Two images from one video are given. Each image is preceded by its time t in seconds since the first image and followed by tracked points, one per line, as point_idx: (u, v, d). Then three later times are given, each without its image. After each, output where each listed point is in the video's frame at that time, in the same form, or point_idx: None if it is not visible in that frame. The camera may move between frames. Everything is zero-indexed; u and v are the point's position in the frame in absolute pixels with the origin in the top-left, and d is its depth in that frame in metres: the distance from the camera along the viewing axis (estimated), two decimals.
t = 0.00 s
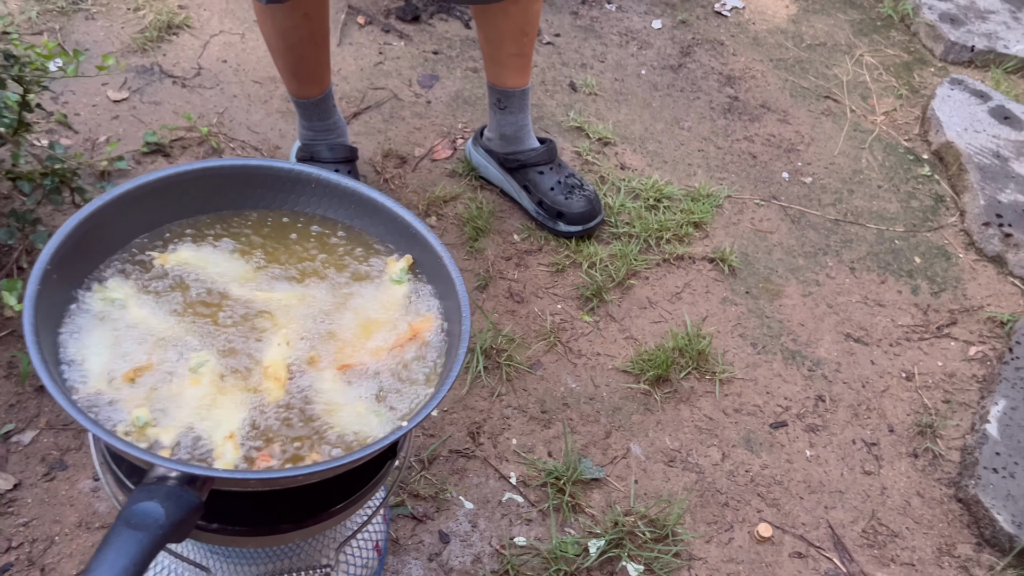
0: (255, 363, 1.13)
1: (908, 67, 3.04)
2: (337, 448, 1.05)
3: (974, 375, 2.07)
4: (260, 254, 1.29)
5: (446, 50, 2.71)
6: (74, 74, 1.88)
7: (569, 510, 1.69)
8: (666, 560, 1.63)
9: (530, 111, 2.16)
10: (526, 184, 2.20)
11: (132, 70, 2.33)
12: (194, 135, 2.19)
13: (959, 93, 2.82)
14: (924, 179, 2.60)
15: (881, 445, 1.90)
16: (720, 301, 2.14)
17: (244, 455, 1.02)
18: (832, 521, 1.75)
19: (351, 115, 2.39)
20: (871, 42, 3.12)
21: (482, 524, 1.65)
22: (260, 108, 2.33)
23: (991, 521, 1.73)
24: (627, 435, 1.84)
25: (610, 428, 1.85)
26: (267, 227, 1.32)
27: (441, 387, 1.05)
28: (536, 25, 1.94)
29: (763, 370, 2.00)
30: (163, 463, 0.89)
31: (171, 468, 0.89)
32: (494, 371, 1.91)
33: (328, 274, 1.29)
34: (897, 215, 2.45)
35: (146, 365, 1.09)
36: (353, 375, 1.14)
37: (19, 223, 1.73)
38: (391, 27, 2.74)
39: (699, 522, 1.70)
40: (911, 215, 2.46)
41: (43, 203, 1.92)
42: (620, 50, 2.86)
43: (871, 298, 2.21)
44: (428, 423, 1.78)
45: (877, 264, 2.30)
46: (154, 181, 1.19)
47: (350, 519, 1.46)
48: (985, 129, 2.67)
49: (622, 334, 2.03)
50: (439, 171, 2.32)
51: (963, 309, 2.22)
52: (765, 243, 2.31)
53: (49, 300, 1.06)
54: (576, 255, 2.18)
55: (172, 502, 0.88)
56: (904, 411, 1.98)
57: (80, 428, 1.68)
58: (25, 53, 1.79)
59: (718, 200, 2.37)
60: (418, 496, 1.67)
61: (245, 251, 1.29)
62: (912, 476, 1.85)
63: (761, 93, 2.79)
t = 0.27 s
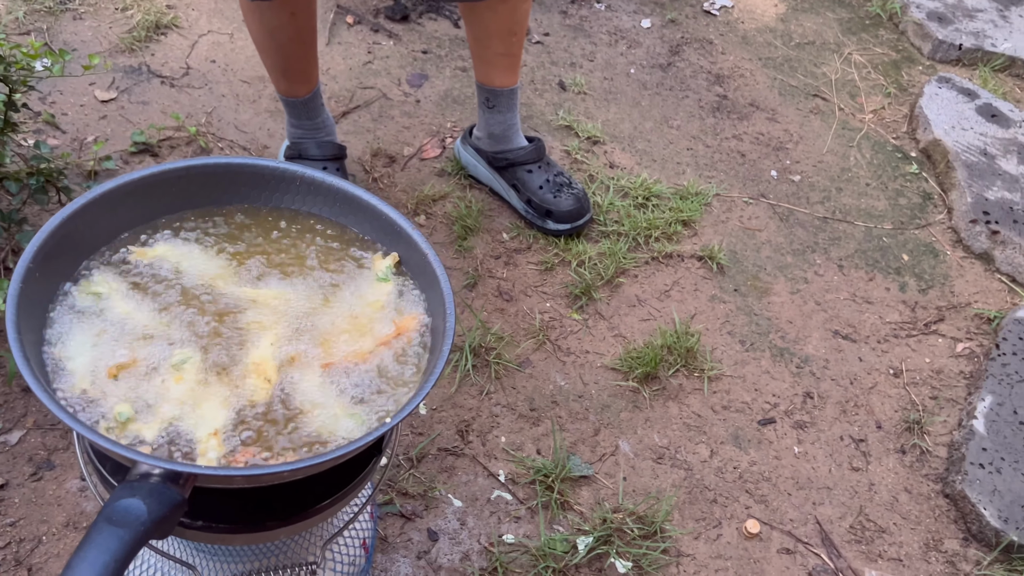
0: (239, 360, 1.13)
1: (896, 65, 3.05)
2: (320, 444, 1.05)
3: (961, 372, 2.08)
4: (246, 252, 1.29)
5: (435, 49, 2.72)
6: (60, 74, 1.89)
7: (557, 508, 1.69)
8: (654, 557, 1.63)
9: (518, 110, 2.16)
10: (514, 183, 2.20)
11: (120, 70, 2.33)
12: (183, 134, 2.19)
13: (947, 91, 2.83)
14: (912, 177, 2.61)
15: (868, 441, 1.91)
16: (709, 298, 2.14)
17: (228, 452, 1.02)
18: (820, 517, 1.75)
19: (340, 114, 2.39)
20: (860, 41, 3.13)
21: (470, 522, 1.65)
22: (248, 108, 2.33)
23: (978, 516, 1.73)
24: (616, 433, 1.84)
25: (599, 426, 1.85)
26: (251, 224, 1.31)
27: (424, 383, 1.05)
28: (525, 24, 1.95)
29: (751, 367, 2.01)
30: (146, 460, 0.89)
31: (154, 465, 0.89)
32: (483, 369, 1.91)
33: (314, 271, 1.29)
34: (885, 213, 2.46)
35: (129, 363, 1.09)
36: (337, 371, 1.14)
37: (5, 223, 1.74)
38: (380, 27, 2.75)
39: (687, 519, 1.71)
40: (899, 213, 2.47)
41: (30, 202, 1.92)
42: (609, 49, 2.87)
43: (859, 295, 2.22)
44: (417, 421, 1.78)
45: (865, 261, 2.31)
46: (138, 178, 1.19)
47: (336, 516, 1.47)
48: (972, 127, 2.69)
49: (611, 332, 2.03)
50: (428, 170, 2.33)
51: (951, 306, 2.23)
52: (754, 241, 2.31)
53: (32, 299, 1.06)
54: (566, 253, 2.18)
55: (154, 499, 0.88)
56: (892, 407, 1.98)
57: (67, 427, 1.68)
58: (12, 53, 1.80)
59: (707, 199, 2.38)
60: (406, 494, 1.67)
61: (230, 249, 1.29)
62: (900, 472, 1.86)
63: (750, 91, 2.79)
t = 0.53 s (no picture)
0: (238, 360, 1.14)
1: (891, 66, 3.06)
2: (318, 443, 1.05)
3: (956, 371, 2.09)
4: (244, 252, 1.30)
5: (432, 50, 2.72)
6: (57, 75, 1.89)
7: (554, 506, 1.70)
8: (652, 555, 1.64)
9: (515, 110, 2.17)
10: (511, 183, 2.21)
11: (117, 70, 2.33)
12: (180, 135, 2.19)
13: (942, 91, 2.84)
14: (907, 177, 2.62)
15: (864, 440, 1.92)
16: (705, 298, 2.15)
17: (226, 451, 1.02)
18: (816, 515, 1.76)
19: (337, 115, 2.40)
20: (855, 41, 3.14)
21: (468, 520, 1.65)
22: (246, 108, 2.33)
23: (973, 514, 1.74)
24: (613, 432, 1.85)
25: (596, 425, 1.85)
26: (249, 224, 1.32)
27: (422, 382, 1.06)
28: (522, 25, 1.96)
29: (747, 366, 2.01)
30: (145, 458, 0.90)
31: (153, 463, 0.89)
32: (480, 368, 1.91)
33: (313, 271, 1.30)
34: (880, 213, 2.47)
35: (128, 362, 1.09)
36: (335, 370, 1.15)
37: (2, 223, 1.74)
38: (377, 27, 2.75)
39: (684, 518, 1.71)
40: (895, 213, 2.48)
41: (27, 203, 1.92)
42: (606, 50, 2.88)
43: (855, 294, 2.23)
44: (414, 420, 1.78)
45: (860, 261, 2.32)
46: (137, 178, 1.20)
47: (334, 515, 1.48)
48: (967, 127, 2.70)
49: (608, 331, 2.04)
50: (425, 170, 2.33)
51: (946, 305, 2.24)
52: (750, 240, 2.32)
53: (30, 298, 1.06)
54: (563, 253, 2.19)
55: (154, 496, 0.88)
56: (888, 406, 1.99)
57: (65, 427, 1.68)
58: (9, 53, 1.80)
59: (703, 198, 2.39)
60: (404, 493, 1.67)
61: (228, 250, 1.29)
62: (896, 470, 1.87)
63: (746, 92, 2.80)
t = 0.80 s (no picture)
0: (239, 357, 1.14)
1: (891, 67, 3.07)
2: (319, 442, 1.06)
3: (955, 371, 2.09)
4: (245, 250, 1.30)
5: (432, 50, 2.73)
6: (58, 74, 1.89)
7: (554, 506, 1.70)
8: (651, 554, 1.64)
9: (515, 110, 2.17)
10: (510, 183, 2.21)
11: (118, 70, 2.34)
12: (180, 134, 2.19)
13: (941, 92, 2.85)
14: (906, 177, 2.62)
15: (863, 440, 1.92)
16: (705, 298, 2.15)
17: (227, 448, 1.02)
18: (815, 515, 1.76)
19: (337, 114, 2.40)
20: (854, 42, 3.15)
21: (467, 519, 1.66)
22: (246, 108, 2.33)
23: (972, 514, 1.75)
24: (612, 431, 1.85)
25: (595, 424, 1.86)
26: (250, 223, 1.32)
27: (422, 379, 1.06)
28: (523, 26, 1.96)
29: (746, 366, 2.02)
30: (146, 455, 0.90)
31: (154, 460, 0.90)
32: (479, 367, 1.92)
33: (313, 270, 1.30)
34: (879, 213, 2.48)
35: (129, 360, 1.09)
36: (335, 369, 1.15)
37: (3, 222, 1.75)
38: (377, 28, 2.76)
39: (683, 517, 1.72)
40: (894, 213, 2.49)
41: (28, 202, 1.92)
42: (605, 50, 2.88)
43: (854, 294, 2.23)
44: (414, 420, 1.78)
45: (859, 261, 2.32)
46: (138, 176, 1.20)
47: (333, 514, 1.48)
48: (966, 128, 2.70)
49: (607, 331, 2.04)
50: (425, 170, 2.34)
51: (945, 306, 2.25)
52: (749, 241, 2.33)
53: (31, 296, 1.06)
54: (562, 253, 2.19)
55: (155, 493, 0.89)
56: (887, 406, 2.00)
57: (65, 426, 1.69)
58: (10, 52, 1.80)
59: (702, 199, 2.39)
60: (404, 492, 1.67)
61: (229, 248, 1.30)
62: (894, 470, 1.87)
63: (745, 92, 2.81)
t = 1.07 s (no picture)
0: (243, 358, 1.14)
1: (894, 70, 3.07)
2: (322, 443, 1.06)
3: (957, 374, 2.09)
4: (249, 251, 1.30)
5: (435, 52, 2.74)
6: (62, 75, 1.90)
7: (556, 507, 1.70)
8: (652, 556, 1.64)
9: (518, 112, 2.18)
10: (513, 185, 2.22)
11: (122, 71, 2.35)
12: (184, 135, 2.20)
13: (944, 95, 2.85)
14: (909, 180, 2.62)
15: (865, 443, 1.92)
16: (707, 300, 2.15)
17: (231, 449, 1.03)
18: (817, 517, 1.76)
19: (341, 116, 2.41)
20: (857, 45, 3.15)
21: (469, 521, 1.66)
22: (250, 109, 2.34)
23: (974, 518, 1.75)
24: (615, 433, 1.85)
25: (597, 426, 1.86)
26: (254, 224, 1.33)
27: (426, 380, 1.06)
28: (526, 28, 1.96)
29: (748, 369, 2.02)
30: (151, 455, 0.90)
31: (159, 460, 0.90)
32: (482, 369, 1.92)
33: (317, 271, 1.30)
34: (882, 216, 2.48)
35: (134, 360, 1.10)
36: (339, 370, 1.16)
37: (8, 222, 1.75)
38: (380, 29, 2.76)
39: (685, 519, 1.72)
40: (896, 216, 2.49)
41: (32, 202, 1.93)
42: (608, 52, 2.89)
43: (856, 297, 2.23)
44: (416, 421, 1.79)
45: (862, 264, 2.33)
46: (144, 177, 1.20)
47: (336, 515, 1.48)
48: (969, 131, 2.70)
49: (609, 333, 2.04)
50: (428, 172, 2.34)
51: (947, 309, 2.25)
52: (751, 243, 2.33)
53: (37, 296, 1.06)
54: (565, 255, 2.20)
55: (159, 493, 0.89)
56: (889, 409, 2.00)
57: (69, 426, 1.69)
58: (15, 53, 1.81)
59: (705, 201, 2.39)
60: (406, 494, 1.67)
61: (232, 249, 1.30)
62: (896, 473, 1.87)
63: (748, 95, 2.81)
